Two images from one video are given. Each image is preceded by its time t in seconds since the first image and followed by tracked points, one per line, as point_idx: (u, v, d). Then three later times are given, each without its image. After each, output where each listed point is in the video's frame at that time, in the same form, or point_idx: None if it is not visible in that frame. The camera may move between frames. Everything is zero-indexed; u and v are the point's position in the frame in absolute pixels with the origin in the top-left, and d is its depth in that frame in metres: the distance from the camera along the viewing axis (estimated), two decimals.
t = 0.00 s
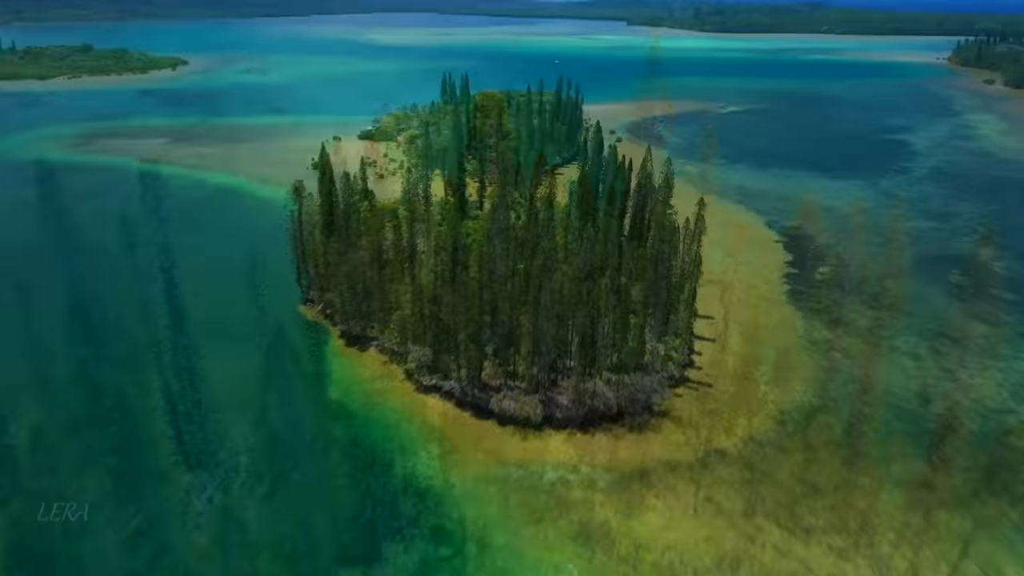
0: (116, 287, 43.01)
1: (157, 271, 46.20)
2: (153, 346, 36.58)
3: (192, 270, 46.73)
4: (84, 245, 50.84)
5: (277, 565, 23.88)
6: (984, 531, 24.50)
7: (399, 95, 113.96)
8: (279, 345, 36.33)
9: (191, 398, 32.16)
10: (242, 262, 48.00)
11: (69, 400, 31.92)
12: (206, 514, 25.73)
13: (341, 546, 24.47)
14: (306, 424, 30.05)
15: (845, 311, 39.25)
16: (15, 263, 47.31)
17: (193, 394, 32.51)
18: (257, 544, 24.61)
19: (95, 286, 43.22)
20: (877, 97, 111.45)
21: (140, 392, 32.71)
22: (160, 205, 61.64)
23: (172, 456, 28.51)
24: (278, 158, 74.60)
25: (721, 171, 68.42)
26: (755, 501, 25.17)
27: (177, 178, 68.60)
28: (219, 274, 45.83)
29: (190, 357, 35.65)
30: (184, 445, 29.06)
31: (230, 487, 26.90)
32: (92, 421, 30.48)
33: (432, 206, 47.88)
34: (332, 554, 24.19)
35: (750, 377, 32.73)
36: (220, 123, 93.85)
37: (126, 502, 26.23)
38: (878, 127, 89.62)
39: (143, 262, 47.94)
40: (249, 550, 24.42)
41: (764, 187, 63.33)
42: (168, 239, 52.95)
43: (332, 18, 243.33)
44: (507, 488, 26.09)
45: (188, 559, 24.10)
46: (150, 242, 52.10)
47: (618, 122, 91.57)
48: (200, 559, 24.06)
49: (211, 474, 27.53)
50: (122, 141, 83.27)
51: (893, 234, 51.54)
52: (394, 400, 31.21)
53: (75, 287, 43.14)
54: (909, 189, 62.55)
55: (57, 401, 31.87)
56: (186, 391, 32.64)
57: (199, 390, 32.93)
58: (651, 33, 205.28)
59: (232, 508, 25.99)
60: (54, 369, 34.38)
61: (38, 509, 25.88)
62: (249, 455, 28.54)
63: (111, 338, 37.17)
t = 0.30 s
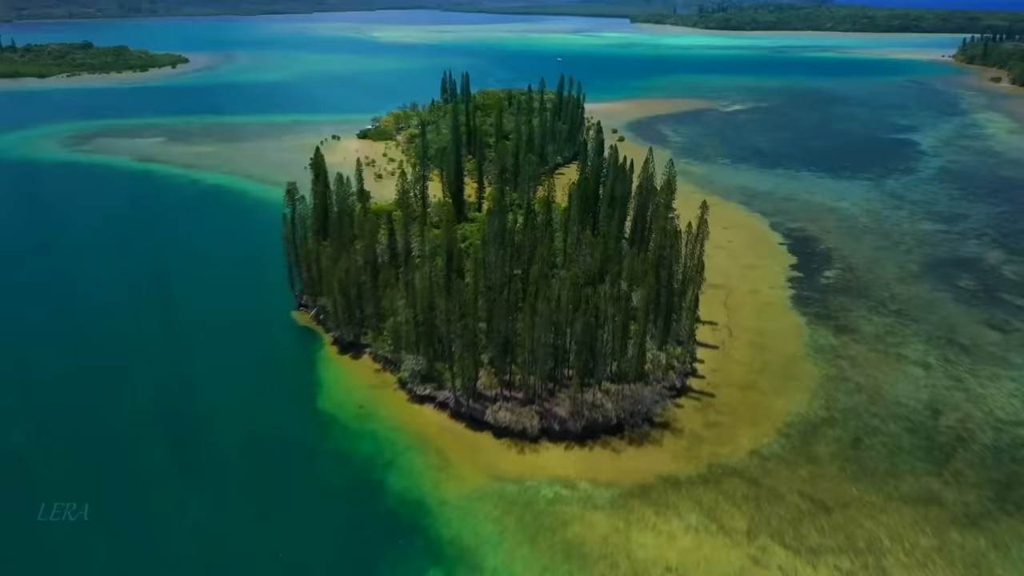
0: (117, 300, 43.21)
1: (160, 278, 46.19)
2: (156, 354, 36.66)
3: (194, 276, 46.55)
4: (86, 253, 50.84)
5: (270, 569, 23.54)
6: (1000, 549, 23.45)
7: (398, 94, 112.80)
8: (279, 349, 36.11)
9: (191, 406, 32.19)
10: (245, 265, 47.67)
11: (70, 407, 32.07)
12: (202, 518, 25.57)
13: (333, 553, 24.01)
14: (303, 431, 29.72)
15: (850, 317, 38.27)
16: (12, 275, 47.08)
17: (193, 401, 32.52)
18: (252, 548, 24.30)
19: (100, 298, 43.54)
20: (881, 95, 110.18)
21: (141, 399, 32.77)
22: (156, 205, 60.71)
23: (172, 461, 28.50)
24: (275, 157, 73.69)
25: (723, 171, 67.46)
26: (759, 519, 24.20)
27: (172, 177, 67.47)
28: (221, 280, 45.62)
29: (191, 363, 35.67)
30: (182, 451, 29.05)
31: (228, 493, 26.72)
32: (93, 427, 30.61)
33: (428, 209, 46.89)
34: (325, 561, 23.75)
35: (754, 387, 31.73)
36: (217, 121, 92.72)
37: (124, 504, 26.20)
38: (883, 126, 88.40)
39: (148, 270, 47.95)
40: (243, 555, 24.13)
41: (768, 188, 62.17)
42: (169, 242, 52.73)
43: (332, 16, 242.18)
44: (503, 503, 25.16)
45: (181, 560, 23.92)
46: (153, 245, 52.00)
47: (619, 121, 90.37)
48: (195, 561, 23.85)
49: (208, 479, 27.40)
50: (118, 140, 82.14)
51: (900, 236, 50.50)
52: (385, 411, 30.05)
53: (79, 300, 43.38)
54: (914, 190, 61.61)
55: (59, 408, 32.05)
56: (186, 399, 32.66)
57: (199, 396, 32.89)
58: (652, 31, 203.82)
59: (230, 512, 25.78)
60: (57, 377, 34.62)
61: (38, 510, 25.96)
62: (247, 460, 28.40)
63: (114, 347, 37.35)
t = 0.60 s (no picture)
0: (121, 298, 42.74)
1: (155, 279, 45.47)
2: (157, 352, 36.23)
3: (197, 274, 46.09)
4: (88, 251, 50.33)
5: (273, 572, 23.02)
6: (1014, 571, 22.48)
7: (398, 92, 111.72)
8: (281, 349, 35.60)
9: (194, 405, 31.75)
10: (241, 266, 46.89)
11: (72, 407, 31.72)
12: (204, 519, 25.14)
13: (332, 559, 23.42)
14: (300, 436, 29.11)
15: (857, 324, 37.24)
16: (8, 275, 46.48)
17: (195, 400, 32.08)
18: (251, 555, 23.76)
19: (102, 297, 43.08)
20: (887, 94, 108.93)
21: (144, 399, 32.34)
22: (151, 204, 59.76)
23: (174, 460, 28.11)
24: (273, 157, 72.78)
25: (727, 171, 66.48)
26: (763, 540, 23.23)
27: (169, 177, 66.51)
28: (224, 278, 45.16)
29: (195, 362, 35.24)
30: (186, 450, 28.69)
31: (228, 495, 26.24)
32: (93, 428, 30.19)
33: (425, 212, 45.91)
34: (326, 565, 23.25)
35: (757, 397, 30.78)
36: (215, 121, 91.71)
37: (124, 506, 25.76)
38: (888, 126, 87.27)
39: (150, 267, 47.49)
40: (243, 559, 23.61)
41: (772, 189, 61.06)
42: (171, 240, 52.23)
43: (334, 14, 241.07)
44: (497, 522, 24.20)
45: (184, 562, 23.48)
46: (156, 242, 51.88)
47: (622, 120, 89.28)
48: (197, 564, 23.41)
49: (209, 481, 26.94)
50: (114, 139, 81.15)
51: (907, 239, 49.43)
52: (376, 423, 29.08)
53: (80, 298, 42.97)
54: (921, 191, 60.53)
55: (59, 408, 31.65)
56: (189, 399, 32.24)
57: (202, 395, 32.46)
58: (655, 29, 202.54)
59: (231, 514, 25.34)
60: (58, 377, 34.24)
61: (38, 510, 25.58)
62: (248, 464, 27.87)
63: (116, 346, 36.99)
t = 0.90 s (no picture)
0: (121, 296, 42.60)
1: (152, 280, 44.82)
2: (157, 351, 36.13)
3: (197, 271, 45.86)
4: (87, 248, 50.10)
5: None
6: None
7: (398, 90, 110.73)
8: (279, 346, 35.36)
9: (193, 405, 31.63)
10: (239, 266, 46.20)
11: (71, 407, 31.65)
12: (201, 520, 25.01)
13: (327, 564, 23.14)
14: (295, 439, 28.68)
15: (864, 331, 36.24)
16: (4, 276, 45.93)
17: (195, 400, 31.97)
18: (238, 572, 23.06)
19: (103, 294, 42.99)
20: (893, 93, 107.65)
21: (139, 402, 31.97)
22: (146, 204, 58.93)
23: (171, 464, 27.82)
24: (271, 156, 71.87)
25: (729, 171, 65.56)
26: (766, 562, 22.25)
27: (165, 177, 65.62)
28: (223, 275, 44.92)
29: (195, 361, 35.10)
30: (179, 458, 28.15)
31: (225, 497, 26.07)
32: (93, 428, 30.14)
33: (422, 214, 44.98)
34: None
35: (761, 408, 29.82)
36: (213, 119, 90.77)
37: (122, 507, 25.67)
38: (894, 125, 86.12)
39: (150, 264, 47.29)
40: (239, 563, 23.39)
41: (777, 190, 60.00)
42: (171, 237, 51.94)
43: (336, 10, 239.88)
44: (490, 540, 23.33)
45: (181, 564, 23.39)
46: (153, 242, 51.12)
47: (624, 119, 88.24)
48: (194, 567, 23.28)
49: (207, 483, 26.75)
50: (111, 138, 80.24)
51: (915, 242, 48.38)
52: (366, 434, 28.23)
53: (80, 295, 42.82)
54: (928, 192, 59.53)
55: (59, 408, 31.59)
56: (188, 398, 32.12)
57: (201, 395, 32.33)
58: (658, 27, 201.28)
59: (229, 516, 25.17)
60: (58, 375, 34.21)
61: (37, 510, 25.55)
62: (242, 470, 27.42)
63: (113, 347, 36.66)
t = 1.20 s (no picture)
0: (122, 293, 42.38)
1: (145, 281, 44.05)
2: (158, 348, 35.96)
3: (197, 269, 45.53)
4: (86, 245, 49.81)
5: None
6: None
7: (398, 89, 109.76)
8: (279, 344, 34.98)
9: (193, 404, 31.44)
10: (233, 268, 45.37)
11: (72, 404, 31.46)
12: (201, 520, 24.83)
13: (322, 573, 22.68)
14: (288, 446, 28.00)
15: (871, 339, 35.24)
16: None
17: (196, 399, 31.80)
18: None
19: (105, 290, 42.83)
20: (898, 92, 106.43)
21: (128, 407, 31.26)
22: (141, 204, 58.14)
23: (157, 473, 27.09)
24: (268, 156, 70.94)
25: (732, 172, 64.55)
26: None
27: (159, 177, 64.72)
28: (220, 274, 44.35)
29: (194, 359, 34.89)
30: (166, 467, 27.41)
31: (225, 497, 25.87)
32: (93, 425, 29.99)
33: (416, 217, 44.08)
34: None
35: (765, 420, 28.86)
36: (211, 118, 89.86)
37: (122, 504, 25.57)
38: (899, 125, 84.99)
39: (149, 262, 46.99)
40: (238, 566, 23.09)
41: (780, 191, 58.96)
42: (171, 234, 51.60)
43: (338, 8, 239.98)
44: (484, 561, 22.43)
45: (181, 564, 23.20)
46: (147, 242, 50.39)
47: (626, 118, 87.25)
48: (191, 568, 23.05)
49: (205, 484, 26.51)
50: (106, 137, 79.30)
51: (921, 246, 47.36)
52: (357, 448, 27.29)
53: (80, 293, 42.53)
54: (935, 193, 58.54)
55: (59, 405, 31.40)
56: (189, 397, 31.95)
57: (202, 394, 32.17)
58: (661, 24, 200.03)
59: (227, 517, 24.98)
60: (60, 372, 34.08)
61: (37, 510, 25.37)
62: (230, 481, 26.64)
63: (104, 350, 35.95)
